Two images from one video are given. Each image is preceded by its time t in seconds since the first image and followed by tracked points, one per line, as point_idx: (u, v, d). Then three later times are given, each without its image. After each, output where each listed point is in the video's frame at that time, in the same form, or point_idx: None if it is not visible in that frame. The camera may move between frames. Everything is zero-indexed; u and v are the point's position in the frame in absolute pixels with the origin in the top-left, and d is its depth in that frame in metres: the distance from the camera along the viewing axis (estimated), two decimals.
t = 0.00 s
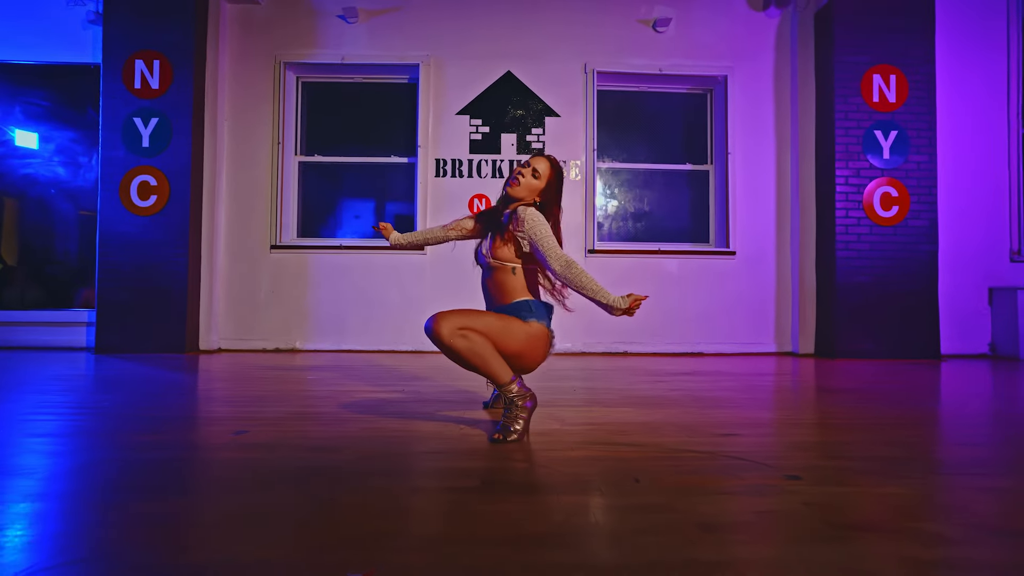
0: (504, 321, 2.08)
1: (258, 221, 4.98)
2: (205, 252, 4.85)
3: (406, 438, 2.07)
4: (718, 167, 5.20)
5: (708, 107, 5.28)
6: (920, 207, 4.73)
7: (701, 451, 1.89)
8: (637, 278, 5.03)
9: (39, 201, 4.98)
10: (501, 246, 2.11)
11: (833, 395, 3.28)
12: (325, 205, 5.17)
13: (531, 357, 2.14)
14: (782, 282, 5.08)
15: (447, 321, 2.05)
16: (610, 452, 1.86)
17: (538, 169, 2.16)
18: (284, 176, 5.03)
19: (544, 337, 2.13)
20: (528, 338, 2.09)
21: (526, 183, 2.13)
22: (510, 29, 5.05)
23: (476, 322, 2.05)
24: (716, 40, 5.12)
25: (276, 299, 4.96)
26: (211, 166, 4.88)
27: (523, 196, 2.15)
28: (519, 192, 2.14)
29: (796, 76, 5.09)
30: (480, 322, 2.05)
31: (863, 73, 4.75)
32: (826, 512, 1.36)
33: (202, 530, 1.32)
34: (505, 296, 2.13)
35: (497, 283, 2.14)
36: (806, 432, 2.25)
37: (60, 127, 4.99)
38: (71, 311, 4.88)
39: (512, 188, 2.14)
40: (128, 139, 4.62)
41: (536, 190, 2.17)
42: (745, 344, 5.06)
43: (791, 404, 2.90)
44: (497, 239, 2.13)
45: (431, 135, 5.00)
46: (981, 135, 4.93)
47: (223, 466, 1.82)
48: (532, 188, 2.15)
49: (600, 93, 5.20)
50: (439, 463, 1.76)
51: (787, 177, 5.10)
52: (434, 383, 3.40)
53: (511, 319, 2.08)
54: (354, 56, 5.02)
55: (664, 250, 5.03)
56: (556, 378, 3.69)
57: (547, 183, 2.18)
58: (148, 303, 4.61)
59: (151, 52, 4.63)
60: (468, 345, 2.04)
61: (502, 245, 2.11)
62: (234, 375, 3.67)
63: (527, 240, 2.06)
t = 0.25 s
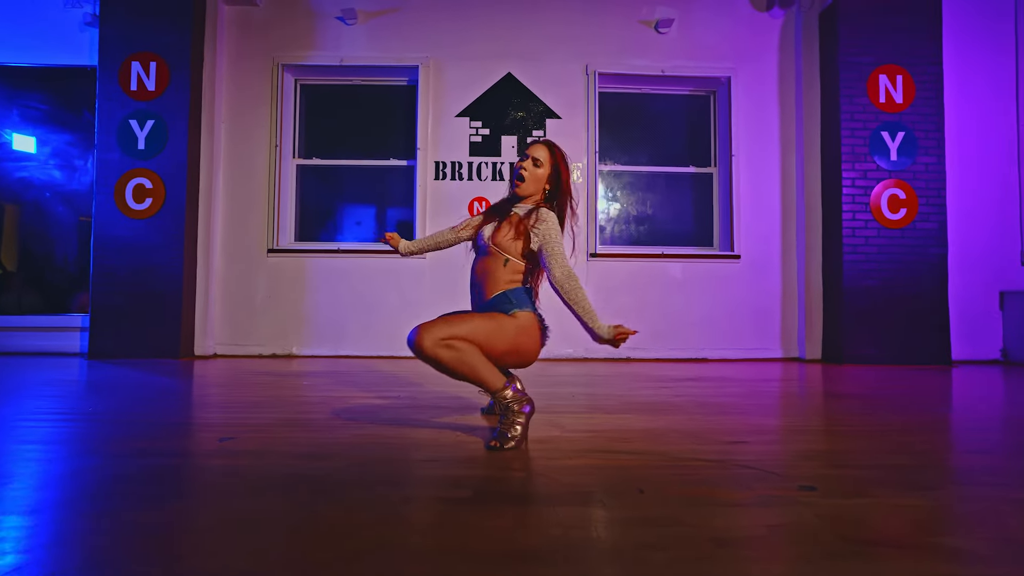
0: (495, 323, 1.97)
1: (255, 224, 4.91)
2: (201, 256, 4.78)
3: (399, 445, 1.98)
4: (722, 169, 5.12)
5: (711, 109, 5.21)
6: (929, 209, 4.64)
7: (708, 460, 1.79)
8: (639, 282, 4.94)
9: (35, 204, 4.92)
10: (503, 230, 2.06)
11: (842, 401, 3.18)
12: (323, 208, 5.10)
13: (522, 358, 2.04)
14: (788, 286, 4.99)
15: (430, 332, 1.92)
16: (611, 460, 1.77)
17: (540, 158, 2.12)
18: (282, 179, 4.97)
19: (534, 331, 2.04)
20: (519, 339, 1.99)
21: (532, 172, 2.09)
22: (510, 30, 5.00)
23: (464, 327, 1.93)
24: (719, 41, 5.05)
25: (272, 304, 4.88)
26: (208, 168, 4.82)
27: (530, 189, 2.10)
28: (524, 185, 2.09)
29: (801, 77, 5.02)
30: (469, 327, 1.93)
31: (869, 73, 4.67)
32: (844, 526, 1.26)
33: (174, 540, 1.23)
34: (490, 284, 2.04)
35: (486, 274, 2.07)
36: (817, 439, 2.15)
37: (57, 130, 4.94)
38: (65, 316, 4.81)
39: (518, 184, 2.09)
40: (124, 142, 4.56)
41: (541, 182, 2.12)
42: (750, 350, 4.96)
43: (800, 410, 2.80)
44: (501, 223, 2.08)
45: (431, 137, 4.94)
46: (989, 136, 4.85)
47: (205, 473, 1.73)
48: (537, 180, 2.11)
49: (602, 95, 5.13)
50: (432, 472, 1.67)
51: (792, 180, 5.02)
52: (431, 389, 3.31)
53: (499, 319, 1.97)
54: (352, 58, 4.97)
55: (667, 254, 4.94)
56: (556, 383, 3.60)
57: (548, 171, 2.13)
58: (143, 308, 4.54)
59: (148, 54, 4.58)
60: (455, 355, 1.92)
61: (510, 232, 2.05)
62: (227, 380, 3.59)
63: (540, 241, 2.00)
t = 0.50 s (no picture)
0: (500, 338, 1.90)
1: (257, 231, 4.86)
2: (203, 263, 4.72)
3: (397, 459, 1.89)
4: (730, 174, 5.03)
5: (719, 114, 5.13)
6: (944, 214, 4.53)
7: (723, 476, 1.69)
8: (646, 289, 4.85)
9: (36, 211, 4.89)
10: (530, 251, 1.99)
11: (859, 412, 3.06)
12: (326, 214, 5.05)
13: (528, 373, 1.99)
14: (799, 293, 4.88)
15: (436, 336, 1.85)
16: (621, 477, 1.68)
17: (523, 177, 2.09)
18: (284, 185, 4.92)
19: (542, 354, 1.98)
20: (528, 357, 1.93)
21: (522, 190, 2.04)
22: (515, 35, 4.94)
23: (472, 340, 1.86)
24: (727, 44, 4.98)
25: (274, 311, 4.82)
26: (210, 175, 4.77)
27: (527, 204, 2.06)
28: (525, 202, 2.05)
29: (810, 80, 4.93)
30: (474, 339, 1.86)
31: (881, 76, 4.59)
32: (876, 552, 1.16)
33: (152, 561, 1.15)
34: (513, 306, 1.95)
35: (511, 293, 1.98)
36: (836, 454, 2.05)
37: (59, 137, 4.91)
38: (65, 324, 4.76)
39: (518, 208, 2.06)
40: (125, 148, 4.53)
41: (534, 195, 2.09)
42: (761, 359, 4.85)
43: (816, 422, 2.70)
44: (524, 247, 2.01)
45: (435, 143, 4.88)
46: (1005, 140, 4.74)
47: (193, 487, 1.65)
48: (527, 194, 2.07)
49: (608, 100, 5.07)
50: (431, 488, 1.58)
51: (802, 185, 4.92)
52: (434, 399, 3.22)
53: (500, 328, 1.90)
54: (355, 63, 4.93)
55: (675, 261, 4.85)
56: (563, 393, 3.51)
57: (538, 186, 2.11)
58: (143, 315, 4.48)
59: (150, 60, 4.55)
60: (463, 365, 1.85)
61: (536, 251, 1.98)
62: (226, 390, 3.51)
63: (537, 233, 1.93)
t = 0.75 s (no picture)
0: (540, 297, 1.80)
1: (259, 235, 4.81)
2: (204, 266, 4.68)
3: (398, 464, 1.81)
4: (738, 177, 4.96)
5: (726, 116, 5.06)
6: (958, 217, 4.43)
7: (739, 483, 1.61)
8: (654, 294, 4.77)
9: (38, 215, 4.86)
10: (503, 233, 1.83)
11: (875, 419, 2.96)
12: (329, 218, 5.00)
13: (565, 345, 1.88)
14: (809, 298, 4.78)
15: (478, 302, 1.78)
16: (631, 483, 1.59)
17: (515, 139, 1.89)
18: (287, 188, 4.88)
19: (584, 318, 1.86)
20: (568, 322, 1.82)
21: (503, 153, 1.85)
22: (521, 37, 4.90)
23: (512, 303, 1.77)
24: (735, 46, 4.92)
25: (276, 316, 4.76)
26: (212, 178, 4.73)
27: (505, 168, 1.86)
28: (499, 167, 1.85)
29: (820, 81, 4.86)
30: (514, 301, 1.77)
31: (892, 77, 4.51)
32: (910, 564, 1.07)
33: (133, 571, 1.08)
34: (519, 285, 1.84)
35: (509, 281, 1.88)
36: (856, 460, 1.96)
37: (62, 140, 4.89)
38: (66, 328, 4.72)
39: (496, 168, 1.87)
40: (127, 151, 4.49)
41: (517, 157, 1.88)
42: (771, 364, 4.75)
43: (831, 428, 2.60)
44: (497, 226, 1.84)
45: (439, 145, 4.83)
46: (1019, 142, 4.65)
47: (183, 493, 1.57)
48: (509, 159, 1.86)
49: (614, 102, 5.01)
50: (432, 494, 1.50)
51: (812, 188, 4.84)
52: (438, 404, 3.14)
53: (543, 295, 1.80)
54: (359, 66, 4.89)
55: (683, 265, 4.77)
56: (569, 399, 3.42)
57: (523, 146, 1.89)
58: (144, 319, 4.43)
59: (153, 62, 4.52)
60: (501, 335, 1.77)
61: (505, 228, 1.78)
62: (225, 394, 3.45)
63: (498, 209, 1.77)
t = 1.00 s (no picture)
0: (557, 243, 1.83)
1: (258, 234, 4.81)
2: (203, 266, 4.67)
3: (395, 463, 1.80)
4: (738, 177, 4.95)
5: (726, 116, 5.06)
6: (958, 217, 4.42)
7: (738, 482, 1.60)
8: (653, 294, 4.75)
9: (37, 214, 4.85)
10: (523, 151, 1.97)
11: (874, 418, 2.96)
12: (328, 218, 5.00)
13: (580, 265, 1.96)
14: (810, 298, 4.78)
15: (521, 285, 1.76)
16: (630, 483, 1.58)
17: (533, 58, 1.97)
18: (286, 188, 4.87)
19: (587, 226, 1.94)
20: (579, 243, 1.87)
21: (524, 68, 1.91)
22: (520, 37, 4.90)
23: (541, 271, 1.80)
24: (735, 45, 4.91)
25: (275, 316, 4.75)
26: (211, 178, 4.73)
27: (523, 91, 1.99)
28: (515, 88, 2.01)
29: (820, 81, 4.86)
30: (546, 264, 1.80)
31: (892, 76, 4.50)
32: (907, 562, 1.07)
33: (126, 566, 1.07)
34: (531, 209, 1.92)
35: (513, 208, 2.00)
36: (855, 459, 1.95)
37: (60, 139, 4.89)
38: (65, 328, 4.72)
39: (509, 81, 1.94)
40: (126, 151, 4.49)
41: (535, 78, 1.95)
42: (771, 365, 4.74)
43: (831, 427, 2.60)
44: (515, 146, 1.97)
45: (439, 145, 4.83)
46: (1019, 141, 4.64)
47: (182, 489, 1.57)
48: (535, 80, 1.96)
49: (614, 102, 5.01)
50: (429, 493, 1.50)
51: (812, 187, 4.84)
52: (436, 404, 3.14)
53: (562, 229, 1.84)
54: (358, 65, 4.88)
55: (683, 264, 4.76)
56: (568, 398, 3.42)
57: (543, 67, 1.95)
58: (143, 319, 4.42)
59: (152, 61, 4.52)
60: (537, 318, 1.79)
61: (512, 137, 1.95)
62: (224, 394, 3.44)
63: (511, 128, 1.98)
